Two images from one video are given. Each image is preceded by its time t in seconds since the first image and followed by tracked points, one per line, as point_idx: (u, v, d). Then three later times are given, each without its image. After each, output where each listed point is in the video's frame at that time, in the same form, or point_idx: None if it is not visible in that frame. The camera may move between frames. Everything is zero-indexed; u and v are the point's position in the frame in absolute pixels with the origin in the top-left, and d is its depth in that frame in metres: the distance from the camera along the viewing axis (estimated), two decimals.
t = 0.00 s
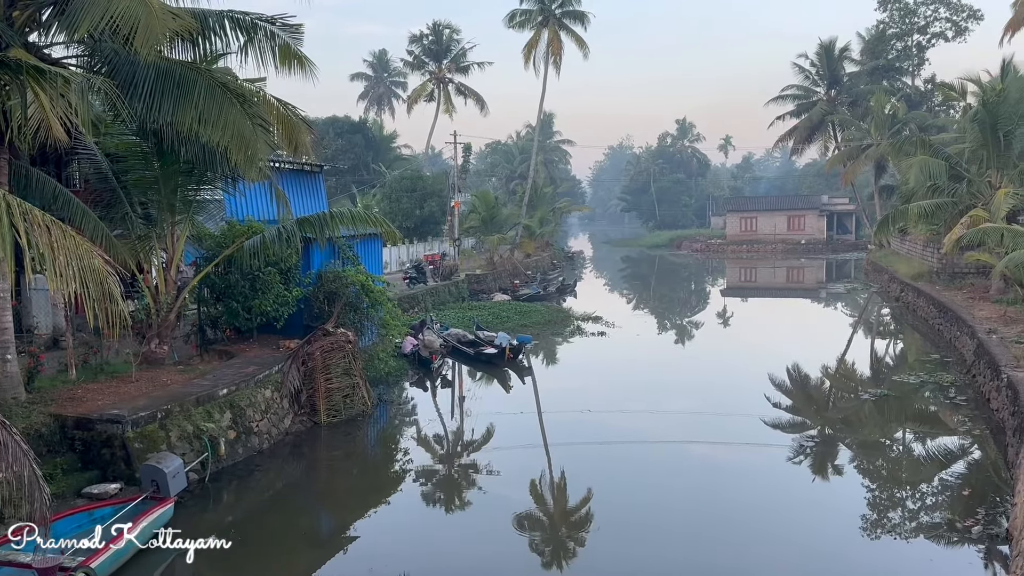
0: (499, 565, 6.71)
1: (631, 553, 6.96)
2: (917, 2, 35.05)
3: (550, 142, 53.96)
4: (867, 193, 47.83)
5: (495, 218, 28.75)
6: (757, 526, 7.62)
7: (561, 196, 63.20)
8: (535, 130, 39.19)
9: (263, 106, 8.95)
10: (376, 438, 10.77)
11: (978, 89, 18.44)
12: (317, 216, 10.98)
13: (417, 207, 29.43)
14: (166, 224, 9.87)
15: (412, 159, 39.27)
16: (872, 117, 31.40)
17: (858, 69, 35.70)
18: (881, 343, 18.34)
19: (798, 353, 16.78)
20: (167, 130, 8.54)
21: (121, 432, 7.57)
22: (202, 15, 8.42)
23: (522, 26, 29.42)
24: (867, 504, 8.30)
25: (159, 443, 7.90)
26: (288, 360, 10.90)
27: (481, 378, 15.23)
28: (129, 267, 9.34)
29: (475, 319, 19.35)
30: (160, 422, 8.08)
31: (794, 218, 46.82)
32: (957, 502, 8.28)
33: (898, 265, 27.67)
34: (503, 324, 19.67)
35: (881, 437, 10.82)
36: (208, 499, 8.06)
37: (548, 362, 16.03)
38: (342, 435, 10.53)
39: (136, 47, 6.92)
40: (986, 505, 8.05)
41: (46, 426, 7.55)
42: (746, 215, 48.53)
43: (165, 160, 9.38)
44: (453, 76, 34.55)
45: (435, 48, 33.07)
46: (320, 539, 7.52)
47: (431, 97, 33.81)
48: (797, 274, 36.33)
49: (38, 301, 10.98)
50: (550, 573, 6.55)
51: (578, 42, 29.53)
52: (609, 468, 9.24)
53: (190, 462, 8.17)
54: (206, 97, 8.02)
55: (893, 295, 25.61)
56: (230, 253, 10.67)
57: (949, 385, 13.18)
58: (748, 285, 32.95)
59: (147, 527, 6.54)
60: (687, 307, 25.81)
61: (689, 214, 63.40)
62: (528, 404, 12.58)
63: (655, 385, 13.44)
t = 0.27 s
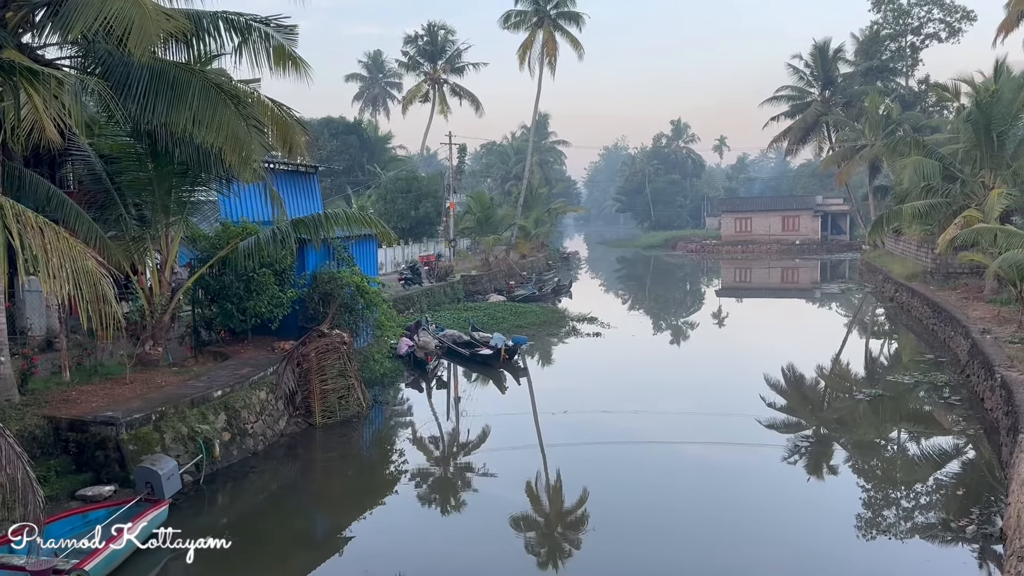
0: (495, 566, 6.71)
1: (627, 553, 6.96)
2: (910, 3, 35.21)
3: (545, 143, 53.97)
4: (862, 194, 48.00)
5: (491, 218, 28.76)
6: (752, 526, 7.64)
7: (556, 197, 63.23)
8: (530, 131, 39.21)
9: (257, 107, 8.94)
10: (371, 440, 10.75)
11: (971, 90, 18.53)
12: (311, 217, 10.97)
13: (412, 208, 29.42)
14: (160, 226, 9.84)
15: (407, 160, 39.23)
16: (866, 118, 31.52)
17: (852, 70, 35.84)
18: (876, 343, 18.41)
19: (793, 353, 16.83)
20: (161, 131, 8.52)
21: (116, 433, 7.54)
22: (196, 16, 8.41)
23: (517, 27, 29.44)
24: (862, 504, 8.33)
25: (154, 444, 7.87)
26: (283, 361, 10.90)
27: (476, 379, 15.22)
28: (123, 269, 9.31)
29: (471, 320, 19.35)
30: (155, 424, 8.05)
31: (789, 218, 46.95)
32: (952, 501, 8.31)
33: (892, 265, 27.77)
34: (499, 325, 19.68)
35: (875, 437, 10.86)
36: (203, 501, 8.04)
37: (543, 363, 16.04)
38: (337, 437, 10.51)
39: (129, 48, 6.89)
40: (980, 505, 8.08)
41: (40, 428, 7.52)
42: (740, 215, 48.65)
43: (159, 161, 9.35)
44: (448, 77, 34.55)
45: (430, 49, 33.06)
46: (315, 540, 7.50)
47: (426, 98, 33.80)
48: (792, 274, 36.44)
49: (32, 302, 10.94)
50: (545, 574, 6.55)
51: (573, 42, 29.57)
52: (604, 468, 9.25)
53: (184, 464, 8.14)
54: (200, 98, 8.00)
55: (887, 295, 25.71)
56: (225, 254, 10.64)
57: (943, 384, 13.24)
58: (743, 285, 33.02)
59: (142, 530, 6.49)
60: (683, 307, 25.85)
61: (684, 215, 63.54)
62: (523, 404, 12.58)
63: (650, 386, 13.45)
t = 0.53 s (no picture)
0: (494, 567, 6.70)
1: (626, 554, 6.96)
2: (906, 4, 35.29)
3: (542, 144, 53.95)
4: (858, 195, 48.08)
5: (488, 219, 28.76)
6: (750, 526, 7.64)
7: (553, 198, 63.21)
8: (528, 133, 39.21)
9: (254, 108, 8.93)
10: (369, 441, 10.74)
11: (968, 90, 18.59)
12: (309, 219, 10.96)
13: (410, 209, 29.40)
14: (157, 227, 9.82)
15: (404, 161, 39.20)
16: (863, 118, 31.57)
17: (848, 71, 35.91)
18: (873, 344, 18.44)
19: (790, 354, 16.85)
20: (158, 133, 8.50)
21: (112, 435, 7.53)
22: (193, 17, 8.40)
23: (515, 28, 29.44)
24: (859, 505, 8.33)
25: (151, 446, 7.85)
26: (280, 362, 10.89)
27: (474, 380, 15.21)
28: (120, 270, 9.29)
29: (468, 321, 19.33)
30: (152, 425, 8.03)
31: (786, 219, 47.00)
32: (949, 502, 8.33)
33: (889, 265, 27.82)
34: (497, 326, 19.67)
35: (873, 437, 10.88)
36: (200, 503, 8.03)
37: (541, 363, 16.03)
38: (335, 438, 10.50)
39: (126, 50, 6.89)
40: (978, 505, 8.10)
41: (37, 429, 7.50)
42: (738, 216, 48.71)
43: (156, 162, 9.34)
44: (445, 77, 34.53)
45: (427, 49, 33.05)
46: (313, 542, 7.49)
47: (423, 99, 33.80)
48: (789, 275, 36.51)
49: (28, 304, 10.91)
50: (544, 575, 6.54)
51: (570, 43, 29.59)
52: (602, 469, 9.25)
53: (181, 466, 8.13)
54: (197, 100, 8.01)
55: (884, 295, 25.74)
56: (221, 255, 10.62)
57: (940, 385, 13.26)
58: (740, 286, 33.03)
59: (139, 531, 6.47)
60: (680, 308, 25.85)
61: (681, 216, 63.61)
62: (521, 405, 12.58)
63: (648, 387, 13.45)
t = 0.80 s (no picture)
0: (495, 567, 6.70)
1: (627, 555, 6.96)
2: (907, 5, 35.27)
3: (543, 144, 53.96)
4: (860, 195, 48.04)
5: (490, 220, 28.77)
6: (750, 527, 7.63)
7: (554, 199, 63.21)
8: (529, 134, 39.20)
9: (255, 109, 8.94)
10: (370, 442, 10.74)
11: (969, 91, 18.57)
12: (310, 219, 10.96)
13: (411, 210, 29.42)
14: (159, 228, 9.83)
15: (405, 162, 39.23)
16: (864, 119, 31.56)
17: (850, 71, 35.89)
18: (875, 345, 18.42)
19: (792, 354, 16.84)
20: (160, 134, 8.51)
21: (114, 436, 7.53)
22: (194, 18, 8.41)
23: (516, 28, 29.45)
24: (861, 506, 8.33)
25: (152, 447, 7.85)
26: (281, 363, 10.90)
27: (475, 381, 15.22)
28: (121, 271, 9.30)
29: (470, 322, 19.34)
30: (153, 426, 8.04)
31: (788, 219, 46.97)
32: (951, 503, 8.32)
33: (891, 266, 27.79)
34: (498, 327, 19.68)
35: (875, 438, 10.87)
36: (201, 503, 8.03)
37: (542, 364, 16.04)
38: (336, 439, 10.50)
39: (127, 50, 6.90)
40: (979, 506, 8.09)
41: (38, 430, 7.51)
42: (739, 217, 48.69)
43: (158, 163, 9.35)
44: (446, 78, 34.55)
45: (429, 50, 33.07)
46: (314, 543, 7.50)
47: (424, 100, 33.83)
48: (790, 276, 36.49)
49: (30, 305, 10.93)
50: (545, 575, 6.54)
51: (571, 44, 29.61)
52: (603, 470, 9.25)
53: (183, 467, 8.13)
54: (199, 100, 8.01)
55: (886, 296, 25.72)
56: (223, 256, 10.63)
57: (942, 385, 13.25)
58: (742, 287, 33.01)
59: (141, 531, 6.48)
60: (682, 309, 25.85)
61: (682, 216, 63.59)
62: (522, 406, 12.58)
63: (649, 387, 13.45)
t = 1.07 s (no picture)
0: (501, 568, 6.69)
1: (633, 555, 6.95)
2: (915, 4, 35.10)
3: (549, 144, 53.97)
4: (867, 196, 47.83)
5: (496, 220, 28.78)
6: (757, 529, 7.60)
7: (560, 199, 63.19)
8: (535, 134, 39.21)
9: (262, 109, 8.96)
10: (376, 442, 10.76)
11: (977, 91, 18.47)
12: (316, 220, 10.98)
13: (417, 210, 29.45)
14: (166, 228, 9.87)
15: (412, 162, 39.29)
16: (872, 119, 31.43)
17: (857, 71, 35.75)
18: (882, 345, 18.33)
19: (799, 355, 16.76)
20: (167, 135, 8.54)
21: (121, 436, 7.57)
22: (201, 19, 8.44)
23: (522, 29, 29.44)
24: (868, 507, 8.28)
25: (160, 447, 7.88)
26: (288, 363, 10.93)
27: (481, 381, 15.22)
28: (129, 272, 9.34)
29: (475, 323, 19.35)
30: (160, 426, 8.07)
31: (794, 220, 46.82)
32: (958, 504, 8.26)
33: (898, 267, 27.66)
34: (503, 327, 19.67)
35: (882, 439, 10.81)
36: (208, 503, 8.06)
37: (548, 364, 16.05)
38: (342, 439, 10.52)
39: (135, 51, 6.93)
40: (987, 508, 8.04)
41: (46, 430, 7.55)
42: (745, 217, 48.56)
43: (165, 164, 9.38)
44: (452, 79, 34.58)
45: (435, 51, 33.10)
46: (320, 542, 7.51)
47: (430, 100, 33.86)
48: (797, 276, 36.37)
49: (38, 305, 10.99)
50: None
51: (578, 45, 29.60)
52: (609, 470, 9.23)
53: (190, 466, 8.16)
54: (206, 101, 8.04)
55: (893, 297, 25.60)
56: (230, 256, 10.66)
57: (950, 386, 13.17)
58: (748, 287, 32.92)
59: (147, 530, 6.49)
60: (688, 309, 25.80)
61: (688, 217, 63.45)
62: (528, 407, 12.58)
63: (655, 388, 13.43)
